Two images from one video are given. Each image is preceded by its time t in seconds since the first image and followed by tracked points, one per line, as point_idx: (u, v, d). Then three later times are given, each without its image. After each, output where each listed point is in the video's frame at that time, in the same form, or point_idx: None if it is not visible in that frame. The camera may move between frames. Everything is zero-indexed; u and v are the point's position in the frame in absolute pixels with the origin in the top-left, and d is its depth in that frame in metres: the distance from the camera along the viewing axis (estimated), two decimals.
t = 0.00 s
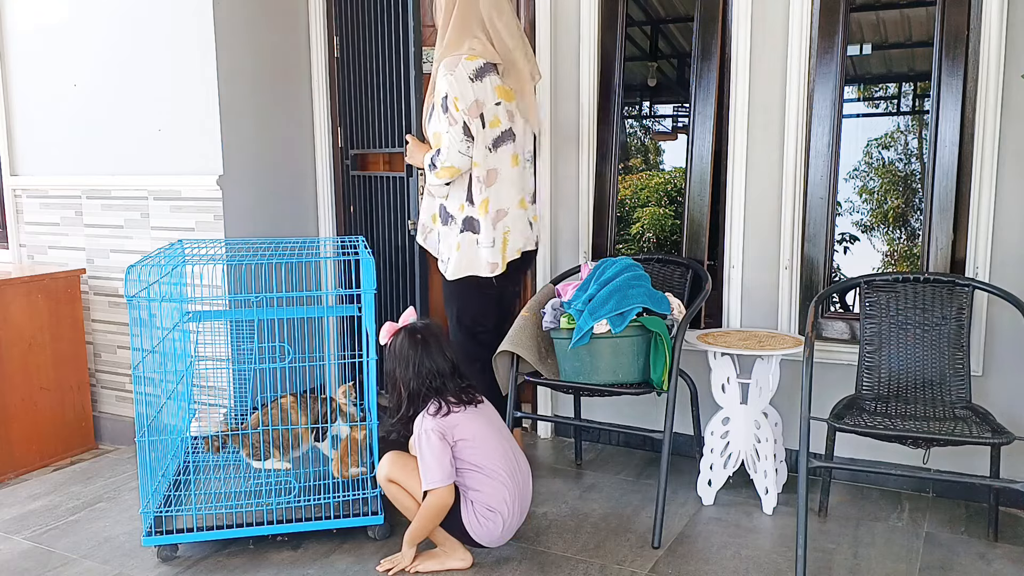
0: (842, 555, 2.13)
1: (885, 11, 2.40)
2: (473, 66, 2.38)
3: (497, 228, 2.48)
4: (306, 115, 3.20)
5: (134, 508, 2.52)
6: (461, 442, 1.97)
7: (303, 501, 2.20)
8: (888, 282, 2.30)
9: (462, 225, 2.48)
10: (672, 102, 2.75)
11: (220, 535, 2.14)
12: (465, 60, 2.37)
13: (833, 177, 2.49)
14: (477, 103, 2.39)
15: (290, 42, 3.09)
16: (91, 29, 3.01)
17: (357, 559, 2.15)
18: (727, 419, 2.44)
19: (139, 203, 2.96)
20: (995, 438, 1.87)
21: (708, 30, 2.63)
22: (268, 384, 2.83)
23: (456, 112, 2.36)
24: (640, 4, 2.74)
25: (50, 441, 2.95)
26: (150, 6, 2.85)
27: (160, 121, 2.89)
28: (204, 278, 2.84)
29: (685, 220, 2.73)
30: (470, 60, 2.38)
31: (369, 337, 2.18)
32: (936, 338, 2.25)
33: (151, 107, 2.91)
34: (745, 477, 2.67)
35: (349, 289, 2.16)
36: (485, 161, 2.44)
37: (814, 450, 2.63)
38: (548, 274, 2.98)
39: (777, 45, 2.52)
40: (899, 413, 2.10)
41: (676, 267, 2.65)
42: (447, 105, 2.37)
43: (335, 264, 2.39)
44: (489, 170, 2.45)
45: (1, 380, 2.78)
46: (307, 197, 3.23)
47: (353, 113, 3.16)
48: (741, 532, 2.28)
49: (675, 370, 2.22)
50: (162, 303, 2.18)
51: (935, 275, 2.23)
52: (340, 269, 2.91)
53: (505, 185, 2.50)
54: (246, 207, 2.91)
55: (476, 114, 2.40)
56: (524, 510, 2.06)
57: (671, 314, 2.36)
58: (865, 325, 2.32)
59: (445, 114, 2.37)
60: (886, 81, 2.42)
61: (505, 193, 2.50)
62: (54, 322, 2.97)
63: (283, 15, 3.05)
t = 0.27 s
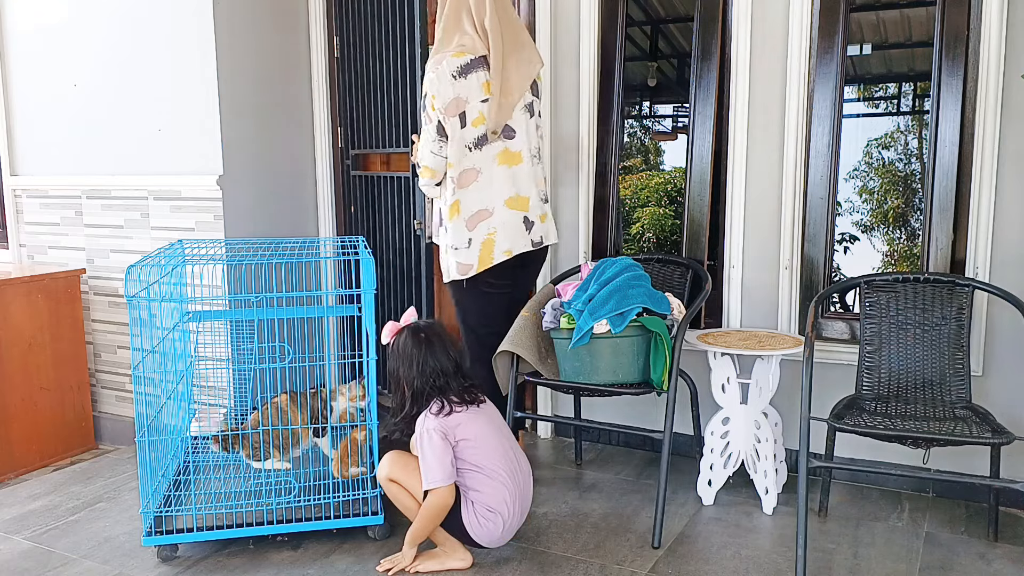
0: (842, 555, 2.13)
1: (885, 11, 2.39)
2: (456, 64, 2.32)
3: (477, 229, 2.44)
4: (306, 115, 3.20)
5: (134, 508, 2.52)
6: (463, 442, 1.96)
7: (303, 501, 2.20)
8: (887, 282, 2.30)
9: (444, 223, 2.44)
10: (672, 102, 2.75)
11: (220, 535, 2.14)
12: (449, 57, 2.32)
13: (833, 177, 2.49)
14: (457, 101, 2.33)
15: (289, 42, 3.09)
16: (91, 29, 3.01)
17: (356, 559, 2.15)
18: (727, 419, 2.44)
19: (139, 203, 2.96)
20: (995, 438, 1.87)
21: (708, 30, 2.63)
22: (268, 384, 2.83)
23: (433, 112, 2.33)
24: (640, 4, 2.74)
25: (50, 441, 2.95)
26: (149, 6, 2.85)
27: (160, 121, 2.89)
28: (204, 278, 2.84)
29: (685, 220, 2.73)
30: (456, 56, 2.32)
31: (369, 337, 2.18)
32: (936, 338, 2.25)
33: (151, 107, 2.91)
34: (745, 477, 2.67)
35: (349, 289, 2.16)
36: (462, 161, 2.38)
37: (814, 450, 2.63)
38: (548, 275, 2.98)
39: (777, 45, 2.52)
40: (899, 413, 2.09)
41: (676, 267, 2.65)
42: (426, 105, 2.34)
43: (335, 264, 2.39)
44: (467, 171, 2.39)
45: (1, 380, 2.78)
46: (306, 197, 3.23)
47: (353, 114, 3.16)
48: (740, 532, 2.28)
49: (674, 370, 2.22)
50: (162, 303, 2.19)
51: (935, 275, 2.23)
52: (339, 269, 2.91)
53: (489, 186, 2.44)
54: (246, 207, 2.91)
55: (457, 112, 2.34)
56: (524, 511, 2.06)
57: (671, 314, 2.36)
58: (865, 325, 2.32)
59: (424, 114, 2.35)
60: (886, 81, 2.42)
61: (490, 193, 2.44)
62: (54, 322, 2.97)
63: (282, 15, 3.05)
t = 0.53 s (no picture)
0: (842, 555, 2.13)
1: (885, 11, 2.39)
2: (452, 67, 2.36)
3: (465, 234, 2.43)
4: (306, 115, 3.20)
5: (134, 508, 2.52)
6: (469, 443, 1.96)
7: (303, 501, 2.20)
8: (888, 282, 2.30)
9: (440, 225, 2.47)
10: (672, 102, 2.75)
11: (220, 535, 2.14)
12: (446, 59, 2.36)
13: (833, 177, 2.49)
14: (449, 105, 2.37)
15: (289, 42, 3.09)
16: (91, 29, 3.01)
17: (356, 559, 2.15)
18: (727, 419, 2.44)
19: (139, 203, 2.96)
20: (995, 438, 1.87)
21: (708, 30, 2.63)
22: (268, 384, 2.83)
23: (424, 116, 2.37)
24: (640, 4, 2.74)
25: (50, 441, 2.95)
26: (150, 6, 2.85)
27: (160, 121, 2.89)
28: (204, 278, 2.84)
29: (685, 220, 2.73)
30: (452, 59, 2.36)
31: (369, 337, 2.18)
32: (936, 338, 2.25)
33: (151, 107, 2.91)
34: (745, 477, 2.67)
35: (349, 289, 2.16)
36: (453, 166, 2.40)
37: (815, 450, 2.63)
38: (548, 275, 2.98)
39: (777, 45, 2.52)
40: (899, 413, 2.10)
41: (676, 267, 2.65)
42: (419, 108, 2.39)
43: (335, 264, 2.38)
44: (457, 176, 2.40)
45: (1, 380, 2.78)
46: (307, 197, 3.23)
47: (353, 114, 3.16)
48: (740, 532, 2.28)
49: (674, 370, 2.22)
50: (162, 303, 2.19)
51: (935, 275, 2.23)
52: (340, 269, 2.91)
53: (481, 191, 2.42)
54: (246, 207, 2.91)
55: (450, 116, 2.37)
56: (526, 513, 2.06)
57: (671, 314, 2.36)
58: (866, 325, 2.32)
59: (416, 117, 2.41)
60: (886, 81, 2.43)
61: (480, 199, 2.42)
62: (54, 322, 2.97)
63: (282, 15, 3.05)
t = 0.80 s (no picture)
0: (842, 555, 2.13)
1: (885, 11, 2.40)
2: (454, 66, 2.38)
3: (463, 233, 2.45)
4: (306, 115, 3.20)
5: (134, 508, 2.52)
6: (472, 443, 1.96)
7: (303, 501, 2.20)
8: (888, 282, 2.30)
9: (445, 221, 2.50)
10: (672, 102, 2.75)
11: (220, 535, 2.14)
12: (449, 58, 2.39)
13: (833, 177, 2.49)
14: (450, 105, 2.40)
15: (289, 42, 3.10)
16: (91, 29, 3.01)
17: (356, 559, 2.15)
18: (727, 419, 2.44)
19: (139, 203, 2.96)
20: (996, 438, 1.87)
21: (708, 30, 2.63)
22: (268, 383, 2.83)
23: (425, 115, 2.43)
24: (640, 4, 2.75)
25: (50, 441, 2.95)
26: (150, 6, 2.85)
27: (160, 121, 2.89)
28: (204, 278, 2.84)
29: (685, 220, 2.74)
30: (456, 58, 2.38)
31: (369, 336, 2.18)
32: (937, 338, 2.25)
33: (151, 107, 2.91)
34: (745, 477, 2.67)
35: (349, 289, 2.16)
36: (453, 166, 2.44)
37: (815, 450, 2.63)
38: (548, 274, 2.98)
39: (777, 45, 2.51)
40: (899, 413, 2.09)
41: (676, 267, 2.65)
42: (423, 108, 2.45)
43: (335, 264, 2.38)
44: (457, 175, 2.43)
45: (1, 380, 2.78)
46: (307, 197, 3.23)
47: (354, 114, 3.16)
48: (740, 532, 2.28)
49: (674, 370, 2.22)
50: (162, 304, 2.19)
51: (935, 275, 2.23)
52: (340, 269, 2.91)
53: (479, 191, 2.42)
54: (246, 207, 2.91)
55: (451, 116, 2.41)
56: (527, 514, 2.06)
57: (671, 314, 2.35)
58: (866, 325, 2.32)
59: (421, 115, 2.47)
60: (886, 81, 2.43)
61: (477, 199, 2.42)
62: (54, 322, 2.97)
63: (282, 15, 3.05)
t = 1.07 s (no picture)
0: (842, 555, 2.13)
1: (885, 11, 2.40)
2: (457, 65, 2.40)
3: (466, 229, 2.45)
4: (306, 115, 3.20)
5: (134, 508, 2.52)
6: (472, 443, 1.96)
7: (303, 501, 2.20)
8: (888, 282, 2.30)
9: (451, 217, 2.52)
10: (672, 102, 2.75)
11: (220, 535, 2.14)
12: (453, 57, 2.41)
13: (833, 177, 2.49)
14: (453, 102, 2.42)
15: (290, 42, 3.10)
16: (91, 29, 3.01)
17: (356, 559, 2.15)
18: (727, 419, 2.44)
19: (139, 203, 2.96)
20: (996, 438, 1.87)
21: (708, 30, 2.63)
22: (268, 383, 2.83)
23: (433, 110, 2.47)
24: (640, 4, 2.75)
25: (50, 441, 2.95)
26: (150, 6, 2.85)
27: (160, 121, 2.89)
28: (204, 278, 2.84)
29: (685, 220, 2.74)
30: (459, 57, 2.39)
31: (369, 336, 2.18)
32: (937, 338, 2.25)
33: (151, 107, 2.91)
34: (745, 477, 2.67)
35: (349, 289, 2.16)
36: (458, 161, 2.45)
37: (815, 450, 2.63)
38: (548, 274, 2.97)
39: (777, 44, 2.51)
40: (899, 413, 2.09)
41: (676, 267, 2.65)
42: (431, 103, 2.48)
43: (335, 264, 2.38)
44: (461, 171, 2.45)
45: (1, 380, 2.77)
46: (307, 198, 3.23)
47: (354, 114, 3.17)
48: (740, 532, 2.28)
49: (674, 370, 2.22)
50: (162, 304, 2.19)
51: (935, 275, 2.23)
52: (340, 269, 2.92)
53: (481, 188, 2.42)
54: (247, 207, 2.91)
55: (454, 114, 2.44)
56: (527, 514, 2.06)
57: (671, 314, 2.35)
58: (866, 325, 2.32)
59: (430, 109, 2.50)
60: (886, 81, 2.43)
61: (478, 196, 2.42)
62: (54, 322, 2.97)
63: (282, 15, 3.05)
